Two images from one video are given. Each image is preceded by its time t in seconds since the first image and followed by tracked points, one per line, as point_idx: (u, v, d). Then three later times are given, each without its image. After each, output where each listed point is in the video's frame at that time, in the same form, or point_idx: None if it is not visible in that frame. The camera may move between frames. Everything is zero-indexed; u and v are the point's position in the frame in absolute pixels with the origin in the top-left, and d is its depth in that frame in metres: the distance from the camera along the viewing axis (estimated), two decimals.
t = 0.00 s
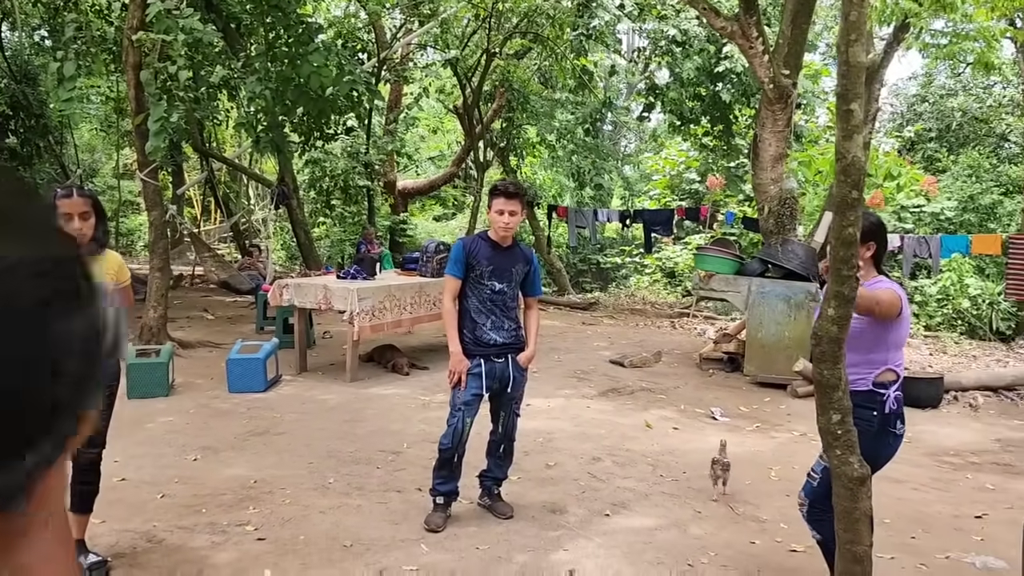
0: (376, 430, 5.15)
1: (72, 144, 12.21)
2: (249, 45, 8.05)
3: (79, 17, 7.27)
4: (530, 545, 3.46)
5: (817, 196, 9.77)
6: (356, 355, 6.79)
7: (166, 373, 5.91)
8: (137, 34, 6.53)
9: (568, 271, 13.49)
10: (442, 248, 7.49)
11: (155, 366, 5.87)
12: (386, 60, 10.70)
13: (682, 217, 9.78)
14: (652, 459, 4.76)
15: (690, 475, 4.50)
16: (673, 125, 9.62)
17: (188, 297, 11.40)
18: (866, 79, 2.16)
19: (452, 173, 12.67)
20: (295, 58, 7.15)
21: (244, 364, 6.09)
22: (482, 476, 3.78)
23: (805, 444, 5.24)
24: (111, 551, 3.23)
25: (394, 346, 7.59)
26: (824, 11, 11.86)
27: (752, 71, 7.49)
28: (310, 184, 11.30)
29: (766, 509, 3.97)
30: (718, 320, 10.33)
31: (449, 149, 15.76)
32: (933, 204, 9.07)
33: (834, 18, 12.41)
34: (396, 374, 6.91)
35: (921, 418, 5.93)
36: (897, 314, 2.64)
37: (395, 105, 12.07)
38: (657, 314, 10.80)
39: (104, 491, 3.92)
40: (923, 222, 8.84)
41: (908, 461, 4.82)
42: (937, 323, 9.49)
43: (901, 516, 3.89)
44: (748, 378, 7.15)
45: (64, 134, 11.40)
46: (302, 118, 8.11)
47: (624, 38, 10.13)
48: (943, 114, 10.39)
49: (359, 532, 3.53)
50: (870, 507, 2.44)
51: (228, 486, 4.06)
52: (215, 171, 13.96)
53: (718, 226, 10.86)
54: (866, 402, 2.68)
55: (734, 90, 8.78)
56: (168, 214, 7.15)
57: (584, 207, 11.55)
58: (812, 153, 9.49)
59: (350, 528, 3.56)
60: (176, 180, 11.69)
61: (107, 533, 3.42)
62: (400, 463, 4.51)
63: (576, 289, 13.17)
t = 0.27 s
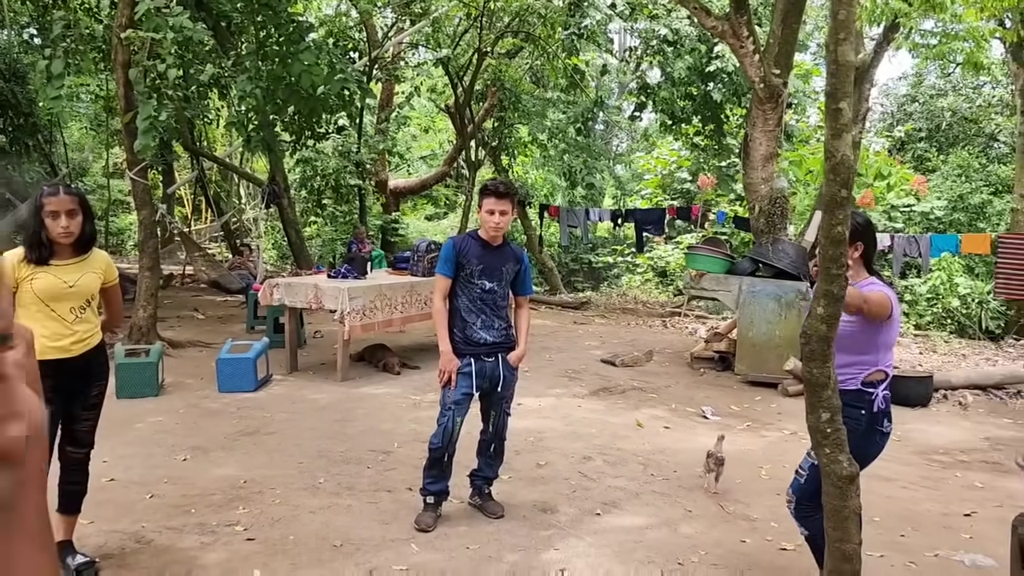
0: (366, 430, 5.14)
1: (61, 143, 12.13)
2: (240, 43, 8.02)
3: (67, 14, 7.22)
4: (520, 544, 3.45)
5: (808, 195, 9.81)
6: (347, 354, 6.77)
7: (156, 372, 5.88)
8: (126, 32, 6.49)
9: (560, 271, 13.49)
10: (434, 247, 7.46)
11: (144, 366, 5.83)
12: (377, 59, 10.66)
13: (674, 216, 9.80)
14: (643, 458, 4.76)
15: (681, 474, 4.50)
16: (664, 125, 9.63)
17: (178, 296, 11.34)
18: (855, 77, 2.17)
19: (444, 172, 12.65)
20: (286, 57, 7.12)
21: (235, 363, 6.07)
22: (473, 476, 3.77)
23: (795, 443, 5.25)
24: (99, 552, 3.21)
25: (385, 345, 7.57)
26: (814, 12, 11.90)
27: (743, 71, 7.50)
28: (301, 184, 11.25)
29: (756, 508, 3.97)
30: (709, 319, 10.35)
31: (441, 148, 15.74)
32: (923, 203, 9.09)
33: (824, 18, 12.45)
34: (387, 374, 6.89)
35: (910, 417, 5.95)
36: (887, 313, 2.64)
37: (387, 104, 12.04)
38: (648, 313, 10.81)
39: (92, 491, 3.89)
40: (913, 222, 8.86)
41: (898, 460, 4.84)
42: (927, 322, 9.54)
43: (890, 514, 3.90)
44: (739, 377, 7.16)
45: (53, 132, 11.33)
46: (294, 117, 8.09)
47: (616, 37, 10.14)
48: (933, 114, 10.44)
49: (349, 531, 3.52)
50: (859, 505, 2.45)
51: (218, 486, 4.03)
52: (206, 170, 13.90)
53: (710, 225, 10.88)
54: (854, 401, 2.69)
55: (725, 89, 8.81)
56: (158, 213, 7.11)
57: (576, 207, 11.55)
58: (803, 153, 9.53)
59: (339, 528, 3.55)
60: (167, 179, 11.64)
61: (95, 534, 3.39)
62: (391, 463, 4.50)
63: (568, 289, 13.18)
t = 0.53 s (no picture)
0: (363, 429, 5.13)
1: (57, 142, 12.10)
2: (236, 42, 8.00)
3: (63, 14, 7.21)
4: (516, 543, 3.45)
5: (804, 195, 9.82)
6: (343, 353, 6.77)
7: (152, 372, 5.87)
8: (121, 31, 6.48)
9: (556, 270, 13.48)
10: (430, 246, 7.45)
11: (140, 365, 5.82)
12: (374, 58, 10.64)
13: (671, 216, 9.81)
14: (639, 457, 4.77)
15: (677, 472, 4.50)
16: (661, 124, 9.64)
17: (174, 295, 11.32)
18: (850, 76, 2.17)
19: (440, 171, 12.64)
20: (282, 56, 7.11)
21: (230, 363, 6.06)
22: (469, 475, 3.77)
23: (791, 442, 5.26)
24: (94, 551, 3.20)
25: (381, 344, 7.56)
26: (811, 11, 11.91)
27: (739, 70, 7.51)
28: (297, 183, 11.23)
29: (752, 507, 3.98)
30: (705, 318, 10.37)
31: (438, 147, 15.73)
32: (918, 203, 9.08)
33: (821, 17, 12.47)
34: (383, 373, 6.89)
35: (905, 416, 5.96)
36: (882, 310, 2.65)
37: (383, 103, 12.03)
38: (645, 312, 10.81)
39: (88, 491, 3.88)
40: (909, 221, 8.87)
41: (893, 459, 4.85)
42: (923, 321, 9.56)
43: (885, 512, 3.91)
44: (735, 376, 7.17)
45: (49, 131, 11.31)
46: (290, 117, 8.08)
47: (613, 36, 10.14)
48: (929, 114, 10.46)
49: (345, 531, 3.52)
50: (854, 503, 2.45)
51: (213, 485, 4.03)
52: (202, 169, 13.87)
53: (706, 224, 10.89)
54: (848, 399, 2.69)
55: (721, 89, 8.82)
56: (154, 212, 7.10)
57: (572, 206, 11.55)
58: (799, 152, 9.55)
59: (335, 527, 3.55)
60: (163, 178, 11.62)
61: (91, 533, 3.39)
62: (387, 462, 4.50)
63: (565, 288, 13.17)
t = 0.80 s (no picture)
0: (365, 427, 5.15)
1: (60, 141, 12.12)
2: (239, 41, 8.00)
3: (66, 13, 7.22)
4: (518, 541, 3.46)
5: (806, 194, 9.81)
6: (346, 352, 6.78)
7: (155, 370, 5.89)
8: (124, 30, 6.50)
9: (559, 269, 13.48)
10: (432, 244, 7.46)
11: (143, 364, 5.84)
12: (377, 57, 10.63)
13: (673, 214, 9.81)
14: (641, 456, 4.77)
15: (678, 471, 4.51)
16: (663, 123, 9.64)
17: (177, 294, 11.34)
18: (851, 75, 2.17)
19: (443, 170, 12.65)
20: (284, 55, 7.11)
21: (233, 361, 6.07)
22: (471, 473, 3.78)
23: (793, 440, 5.26)
24: (98, 548, 3.22)
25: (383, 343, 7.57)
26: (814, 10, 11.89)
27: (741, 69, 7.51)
28: (300, 182, 11.23)
29: (753, 505, 3.98)
30: (708, 317, 10.37)
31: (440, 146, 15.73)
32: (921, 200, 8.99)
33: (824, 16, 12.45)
34: (385, 372, 6.90)
35: (908, 414, 5.96)
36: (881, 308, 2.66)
37: (385, 102, 12.04)
38: (647, 311, 10.81)
39: (91, 488, 3.90)
40: (912, 220, 8.85)
41: (895, 457, 4.86)
42: (926, 320, 9.55)
43: (886, 511, 3.92)
44: (737, 375, 7.17)
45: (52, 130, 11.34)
46: (292, 115, 8.09)
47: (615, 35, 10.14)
48: (932, 112, 10.45)
49: (347, 528, 3.53)
50: (855, 501, 2.45)
51: (216, 483, 4.04)
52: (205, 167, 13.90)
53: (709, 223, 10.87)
54: (848, 397, 2.70)
55: (724, 88, 8.83)
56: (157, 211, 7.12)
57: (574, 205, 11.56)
58: (801, 151, 9.56)
59: (338, 525, 3.56)
60: (166, 177, 11.64)
61: (94, 531, 3.40)
62: (389, 460, 4.51)
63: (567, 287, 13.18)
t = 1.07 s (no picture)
0: (369, 425, 5.16)
1: (68, 139, 12.19)
2: (245, 40, 7.96)
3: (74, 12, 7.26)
4: (521, 538, 3.47)
5: (812, 192, 9.80)
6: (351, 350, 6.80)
7: (161, 367, 5.92)
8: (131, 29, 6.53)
9: (565, 267, 13.48)
10: (437, 242, 7.47)
11: (149, 361, 5.87)
12: (383, 55, 10.63)
13: (679, 212, 9.81)
14: (644, 454, 4.78)
15: (682, 469, 4.51)
16: (669, 121, 9.63)
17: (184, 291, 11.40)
18: (852, 73, 2.17)
19: (449, 168, 12.67)
20: (290, 53, 7.12)
21: (239, 359, 6.10)
22: (475, 471, 3.79)
23: (797, 439, 5.26)
24: (104, 544, 3.24)
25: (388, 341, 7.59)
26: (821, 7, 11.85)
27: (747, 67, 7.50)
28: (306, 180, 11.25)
29: (757, 504, 3.98)
30: (713, 315, 10.36)
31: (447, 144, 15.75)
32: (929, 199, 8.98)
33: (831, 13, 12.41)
34: (390, 369, 6.92)
35: (913, 413, 5.95)
36: (886, 305, 2.66)
37: (392, 100, 12.06)
38: (653, 309, 10.81)
39: (97, 485, 3.92)
40: (919, 218, 8.82)
41: (899, 456, 4.85)
42: (933, 318, 9.52)
43: (890, 509, 3.91)
44: (742, 374, 7.16)
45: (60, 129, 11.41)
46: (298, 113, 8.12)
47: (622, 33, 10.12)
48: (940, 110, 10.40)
49: (351, 525, 3.55)
50: (858, 500, 2.46)
51: (221, 480, 4.07)
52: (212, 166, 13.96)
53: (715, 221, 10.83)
54: (854, 395, 2.70)
55: (730, 86, 8.84)
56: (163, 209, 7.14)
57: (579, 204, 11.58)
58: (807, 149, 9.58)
59: (342, 522, 3.57)
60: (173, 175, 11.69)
61: (100, 527, 3.43)
62: (393, 457, 4.52)
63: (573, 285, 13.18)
